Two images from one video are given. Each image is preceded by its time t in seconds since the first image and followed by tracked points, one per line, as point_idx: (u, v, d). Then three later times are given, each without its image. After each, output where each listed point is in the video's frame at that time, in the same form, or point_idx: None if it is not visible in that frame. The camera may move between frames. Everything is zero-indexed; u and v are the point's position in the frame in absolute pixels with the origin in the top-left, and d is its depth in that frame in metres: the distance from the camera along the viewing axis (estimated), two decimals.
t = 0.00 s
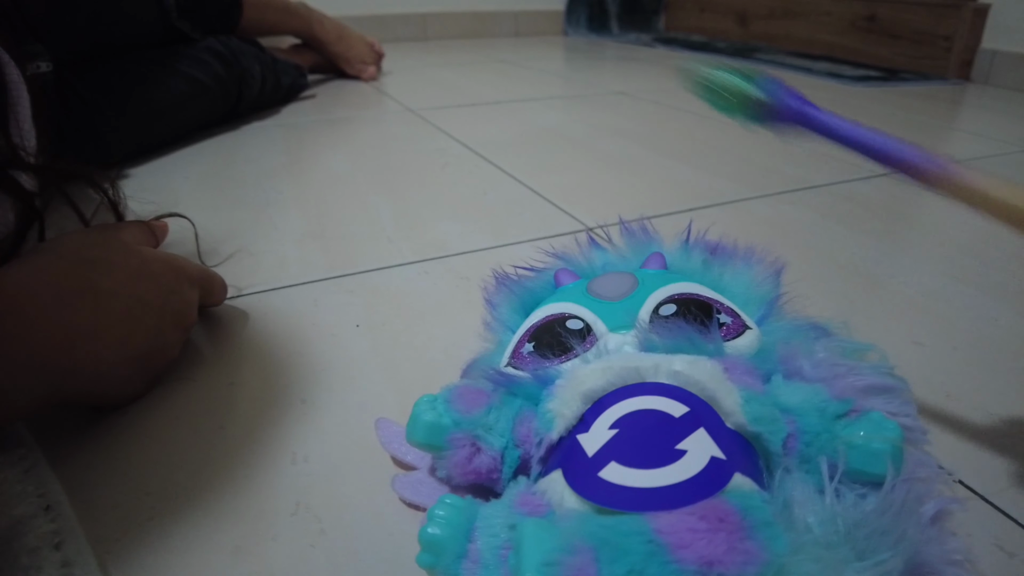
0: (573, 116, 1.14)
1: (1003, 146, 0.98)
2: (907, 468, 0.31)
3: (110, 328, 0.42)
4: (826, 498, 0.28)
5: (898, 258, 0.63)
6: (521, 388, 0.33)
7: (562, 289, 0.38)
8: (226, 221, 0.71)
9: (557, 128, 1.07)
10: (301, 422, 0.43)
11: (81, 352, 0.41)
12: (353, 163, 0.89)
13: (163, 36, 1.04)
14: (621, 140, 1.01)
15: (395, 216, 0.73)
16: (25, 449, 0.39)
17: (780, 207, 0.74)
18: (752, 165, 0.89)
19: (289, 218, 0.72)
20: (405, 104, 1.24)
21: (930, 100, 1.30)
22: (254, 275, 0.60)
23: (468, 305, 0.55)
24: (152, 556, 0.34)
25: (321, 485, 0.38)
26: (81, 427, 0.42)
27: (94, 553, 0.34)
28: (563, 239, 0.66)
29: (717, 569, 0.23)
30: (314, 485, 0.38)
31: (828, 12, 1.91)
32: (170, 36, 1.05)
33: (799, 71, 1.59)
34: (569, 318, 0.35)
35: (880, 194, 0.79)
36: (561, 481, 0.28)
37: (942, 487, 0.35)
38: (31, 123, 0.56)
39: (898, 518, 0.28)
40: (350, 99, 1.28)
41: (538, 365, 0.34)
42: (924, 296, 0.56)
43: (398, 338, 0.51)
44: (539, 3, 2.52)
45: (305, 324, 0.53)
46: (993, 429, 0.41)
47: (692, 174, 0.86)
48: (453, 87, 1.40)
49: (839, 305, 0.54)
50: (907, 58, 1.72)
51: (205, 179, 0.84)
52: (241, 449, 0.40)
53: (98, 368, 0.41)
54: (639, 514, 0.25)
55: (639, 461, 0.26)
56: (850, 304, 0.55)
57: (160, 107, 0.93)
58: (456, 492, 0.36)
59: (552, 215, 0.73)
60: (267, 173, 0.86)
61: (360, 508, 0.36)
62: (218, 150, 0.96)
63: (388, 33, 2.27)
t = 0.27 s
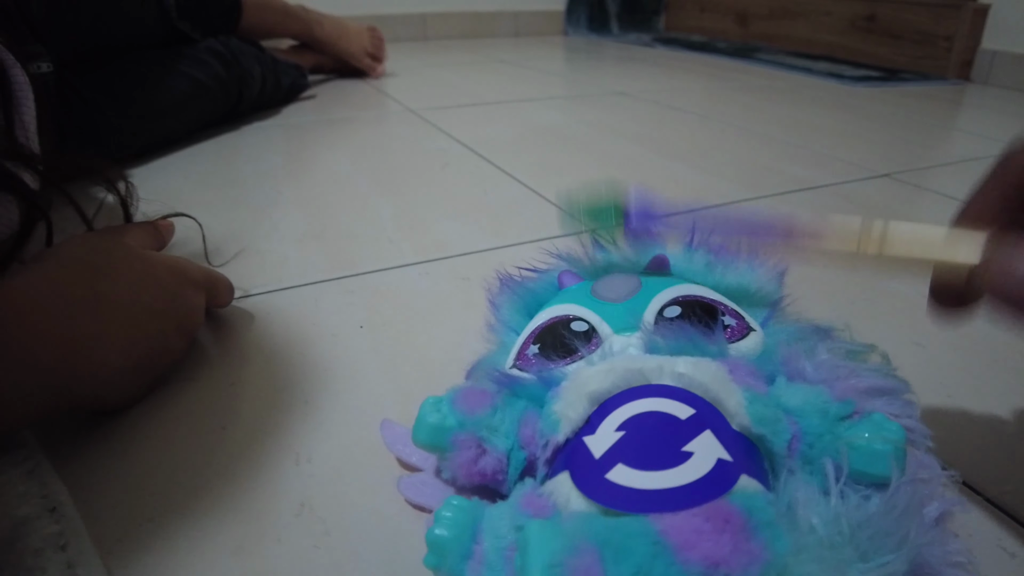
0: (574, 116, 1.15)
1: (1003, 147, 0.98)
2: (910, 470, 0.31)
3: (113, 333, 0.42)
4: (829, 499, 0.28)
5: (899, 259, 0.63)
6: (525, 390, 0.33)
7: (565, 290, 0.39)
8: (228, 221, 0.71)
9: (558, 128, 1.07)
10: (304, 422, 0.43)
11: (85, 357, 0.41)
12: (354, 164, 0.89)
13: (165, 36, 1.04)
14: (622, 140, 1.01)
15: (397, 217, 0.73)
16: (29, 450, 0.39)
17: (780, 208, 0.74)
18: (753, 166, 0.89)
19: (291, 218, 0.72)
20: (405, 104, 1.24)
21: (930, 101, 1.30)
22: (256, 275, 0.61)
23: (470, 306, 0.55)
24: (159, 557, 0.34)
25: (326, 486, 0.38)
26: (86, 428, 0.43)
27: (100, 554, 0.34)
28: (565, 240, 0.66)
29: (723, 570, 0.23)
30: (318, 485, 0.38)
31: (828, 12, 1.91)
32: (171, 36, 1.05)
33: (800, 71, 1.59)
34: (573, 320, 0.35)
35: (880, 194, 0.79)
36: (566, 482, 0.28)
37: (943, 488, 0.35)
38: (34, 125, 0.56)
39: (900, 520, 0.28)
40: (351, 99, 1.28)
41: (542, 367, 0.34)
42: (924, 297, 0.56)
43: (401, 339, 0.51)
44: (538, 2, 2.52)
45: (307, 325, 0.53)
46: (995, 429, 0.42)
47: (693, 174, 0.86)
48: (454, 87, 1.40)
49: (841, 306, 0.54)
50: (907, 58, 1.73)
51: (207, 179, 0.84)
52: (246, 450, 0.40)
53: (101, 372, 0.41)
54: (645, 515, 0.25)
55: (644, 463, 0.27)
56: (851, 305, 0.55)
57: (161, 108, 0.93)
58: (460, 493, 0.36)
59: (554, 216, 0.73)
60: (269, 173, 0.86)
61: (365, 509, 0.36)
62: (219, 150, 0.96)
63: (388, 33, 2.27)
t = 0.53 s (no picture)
0: (573, 116, 1.15)
1: (1001, 147, 0.98)
2: (901, 471, 0.31)
3: (109, 334, 0.42)
4: (819, 499, 0.28)
5: (895, 259, 0.63)
6: (517, 390, 0.34)
7: (559, 291, 0.39)
8: (226, 221, 0.72)
9: (556, 129, 1.07)
10: (299, 422, 0.43)
11: (81, 358, 0.41)
12: (353, 164, 0.89)
13: (164, 37, 1.04)
14: (620, 140, 1.01)
15: (394, 217, 0.73)
16: (24, 450, 0.39)
17: (777, 208, 0.74)
18: (751, 166, 0.89)
19: (289, 218, 0.72)
20: (405, 104, 1.24)
21: (929, 101, 1.30)
22: (253, 275, 0.61)
23: (466, 307, 0.55)
24: (153, 556, 0.34)
25: (320, 485, 0.38)
26: (82, 428, 0.43)
27: (93, 553, 0.34)
28: (561, 240, 0.67)
29: (710, 569, 0.23)
30: (312, 485, 0.38)
31: (828, 12, 1.91)
32: (171, 36, 1.05)
33: (799, 72, 1.59)
34: (566, 320, 0.35)
35: (878, 194, 0.79)
36: (555, 482, 0.28)
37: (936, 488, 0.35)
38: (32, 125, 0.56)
39: (891, 520, 0.28)
40: (351, 100, 1.29)
41: (534, 367, 0.34)
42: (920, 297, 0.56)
43: (397, 338, 0.51)
44: (539, 3, 2.52)
45: (303, 325, 0.53)
46: (989, 430, 0.42)
47: (690, 174, 0.86)
48: (453, 87, 1.40)
49: (836, 307, 0.54)
50: (907, 58, 1.72)
51: (206, 179, 0.84)
52: (240, 449, 0.41)
53: (97, 373, 0.41)
54: (633, 515, 0.25)
55: (633, 463, 0.27)
56: (846, 305, 0.55)
57: (160, 109, 0.93)
58: (452, 493, 0.36)
59: (551, 216, 0.73)
60: (267, 173, 0.86)
61: (358, 508, 0.37)
62: (219, 150, 0.96)
63: (388, 33, 2.28)
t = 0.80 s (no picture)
0: (571, 116, 1.15)
1: (999, 147, 0.98)
2: (894, 470, 0.31)
3: (104, 334, 0.42)
4: (811, 499, 0.28)
5: (891, 259, 0.63)
6: (511, 387, 0.34)
7: (555, 290, 0.39)
8: (223, 221, 0.72)
9: (554, 129, 1.07)
10: (294, 421, 0.43)
11: (76, 358, 0.41)
12: (350, 164, 0.89)
13: (162, 37, 1.04)
14: (618, 140, 1.01)
15: (391, 217, 0.73)
16: (19, 450, 0.39)
17: (774, 208, 0.74)
18: (748, 166, 0.89)
19: (286, 218, 0.72)
20: (403, 104, 1.24)
21: (927, 101, 1.30)
22: (249, 275, 0.61)
23: (461, 306, 0.55)
24: (146, 555, 0.34)
25: (313, 485, 0.38)
26: (77, 428, 0.43)
27: (86, 552, 0.34)
28: (557, 240, 0.67)
29: (700, 567, 0.23)
30: (306, 485, 0.38)
31: (827, 12, 1.90)
32: (169, 37, 1.05)
33: (798, 72, 1.59)
34: (560, 320, 0.35)
35: (875, 194, 0.79)
36: (547, 478, 0.28)
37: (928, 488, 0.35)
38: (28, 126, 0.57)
39: (882, 519, 0.28)
40: (349, 100, 1.29)
41: (528, 365, 0.34)
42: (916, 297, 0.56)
43: (392, 338, 0.51)
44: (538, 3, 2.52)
45: (299, 324, 0.53)
46: (984, 430, 0.42)
47: (688, 174, 0.86)
48: (452, 87, 1.40)
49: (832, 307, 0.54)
50: (905, 58, 1.72)
51: (203, 179, 0.84)
52: (234, 449, 0.41)
53: (92, 373, 0.41)
54: (624, 511, 0.25)
55: (625, 460, 0.27)
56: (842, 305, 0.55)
57: (158, 110, 0.93)
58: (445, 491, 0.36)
59: (547, 216, 0.73)
60: (265, 173, 0.86)
61: (352, 508, 0.37)
62: (217, 150, 0.96)
63: (387, 34, 2.28)
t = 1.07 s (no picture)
0: (571, 116, 1.15)
1: (999, 147, 0.98)
2: (895, 470, 0.31)
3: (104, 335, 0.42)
4: (812, 499, 0.28)
5: (892, 259, 0.63)
6: (511, 389, 0.33)
7: (555, 290, 0.39)
8: (223, 221, 0.72)
9: (554, 129, 1.07)
10: (294, 422, 0.43)
11: (76, 358, 0.41)
12: (350, 164, 0.89)
13: (162, 37, 1.04)
14: (618, 140, 1.01)
15: (391, 217, 0.73)
16: (18, 450, 0.39)
17: (774, 208, 0.74)
18: (748, 166, 0.89)
19: (286, 218, 0.72)
20: (403, 104, 1.24)
21: (927, 101, 1.30)
22: (249, 275, 0.61)
23: (462, 306, 0.55)
24: (147, 555, 0.34)
25: (314, 485, 0.38)
26: (77, 428, 0.43)
27: (87, 553, 0.34)
28: (557, 240, 0.66)
29: (700, 569, 0.23)
30: (307, 485, 0.38)
31: (827, 12, 1.90)
32: (168, 37, 1.05)
33: (798, 71, 1.59)
34: (560, 320, 0.35)
35: (876, 194, 0.79)
36: (547, 481, 0.28)
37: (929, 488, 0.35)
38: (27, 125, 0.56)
39: (883, 520, 0.28)
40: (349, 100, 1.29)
41: (528, 366, 0.34)
42: (916, 297, 0.56)
43: (393, 338, 0.51)
44: (538, 3, 2.52)
45: (299, 324, 0.53)
46: (985, 430, 0.42)
47: (688, 174, 0.86)
48: (452, 87, 1.40)
49: (832, 306, 0.54)
50: (905, 58, 1.72)
51: (203, 179, 0.84)
52: (235, 449, 0.41)
53: (92, 374, 0.41)
54: (624, 514, 0.25)
55: (625, 462, 0.27)
56: (843, 305, 0.55)
57: (157, 110, 0.93)
58: (447, 493, 0.36)
59: (548, 216, 0.73)
60: (265, 173, 0.86)
61: (353, 508, 0.36)
62: (216, 150, 0.96)
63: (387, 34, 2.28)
